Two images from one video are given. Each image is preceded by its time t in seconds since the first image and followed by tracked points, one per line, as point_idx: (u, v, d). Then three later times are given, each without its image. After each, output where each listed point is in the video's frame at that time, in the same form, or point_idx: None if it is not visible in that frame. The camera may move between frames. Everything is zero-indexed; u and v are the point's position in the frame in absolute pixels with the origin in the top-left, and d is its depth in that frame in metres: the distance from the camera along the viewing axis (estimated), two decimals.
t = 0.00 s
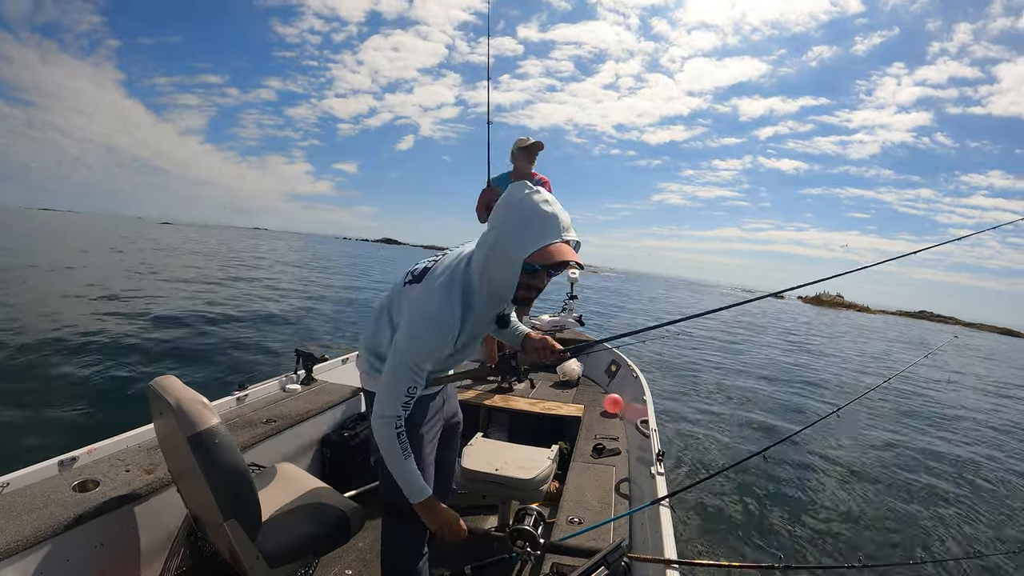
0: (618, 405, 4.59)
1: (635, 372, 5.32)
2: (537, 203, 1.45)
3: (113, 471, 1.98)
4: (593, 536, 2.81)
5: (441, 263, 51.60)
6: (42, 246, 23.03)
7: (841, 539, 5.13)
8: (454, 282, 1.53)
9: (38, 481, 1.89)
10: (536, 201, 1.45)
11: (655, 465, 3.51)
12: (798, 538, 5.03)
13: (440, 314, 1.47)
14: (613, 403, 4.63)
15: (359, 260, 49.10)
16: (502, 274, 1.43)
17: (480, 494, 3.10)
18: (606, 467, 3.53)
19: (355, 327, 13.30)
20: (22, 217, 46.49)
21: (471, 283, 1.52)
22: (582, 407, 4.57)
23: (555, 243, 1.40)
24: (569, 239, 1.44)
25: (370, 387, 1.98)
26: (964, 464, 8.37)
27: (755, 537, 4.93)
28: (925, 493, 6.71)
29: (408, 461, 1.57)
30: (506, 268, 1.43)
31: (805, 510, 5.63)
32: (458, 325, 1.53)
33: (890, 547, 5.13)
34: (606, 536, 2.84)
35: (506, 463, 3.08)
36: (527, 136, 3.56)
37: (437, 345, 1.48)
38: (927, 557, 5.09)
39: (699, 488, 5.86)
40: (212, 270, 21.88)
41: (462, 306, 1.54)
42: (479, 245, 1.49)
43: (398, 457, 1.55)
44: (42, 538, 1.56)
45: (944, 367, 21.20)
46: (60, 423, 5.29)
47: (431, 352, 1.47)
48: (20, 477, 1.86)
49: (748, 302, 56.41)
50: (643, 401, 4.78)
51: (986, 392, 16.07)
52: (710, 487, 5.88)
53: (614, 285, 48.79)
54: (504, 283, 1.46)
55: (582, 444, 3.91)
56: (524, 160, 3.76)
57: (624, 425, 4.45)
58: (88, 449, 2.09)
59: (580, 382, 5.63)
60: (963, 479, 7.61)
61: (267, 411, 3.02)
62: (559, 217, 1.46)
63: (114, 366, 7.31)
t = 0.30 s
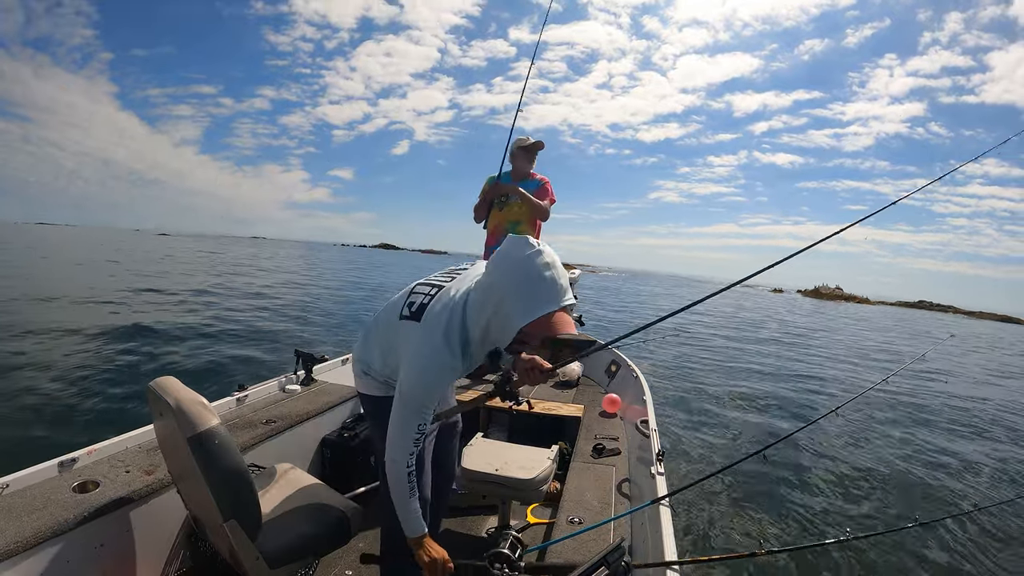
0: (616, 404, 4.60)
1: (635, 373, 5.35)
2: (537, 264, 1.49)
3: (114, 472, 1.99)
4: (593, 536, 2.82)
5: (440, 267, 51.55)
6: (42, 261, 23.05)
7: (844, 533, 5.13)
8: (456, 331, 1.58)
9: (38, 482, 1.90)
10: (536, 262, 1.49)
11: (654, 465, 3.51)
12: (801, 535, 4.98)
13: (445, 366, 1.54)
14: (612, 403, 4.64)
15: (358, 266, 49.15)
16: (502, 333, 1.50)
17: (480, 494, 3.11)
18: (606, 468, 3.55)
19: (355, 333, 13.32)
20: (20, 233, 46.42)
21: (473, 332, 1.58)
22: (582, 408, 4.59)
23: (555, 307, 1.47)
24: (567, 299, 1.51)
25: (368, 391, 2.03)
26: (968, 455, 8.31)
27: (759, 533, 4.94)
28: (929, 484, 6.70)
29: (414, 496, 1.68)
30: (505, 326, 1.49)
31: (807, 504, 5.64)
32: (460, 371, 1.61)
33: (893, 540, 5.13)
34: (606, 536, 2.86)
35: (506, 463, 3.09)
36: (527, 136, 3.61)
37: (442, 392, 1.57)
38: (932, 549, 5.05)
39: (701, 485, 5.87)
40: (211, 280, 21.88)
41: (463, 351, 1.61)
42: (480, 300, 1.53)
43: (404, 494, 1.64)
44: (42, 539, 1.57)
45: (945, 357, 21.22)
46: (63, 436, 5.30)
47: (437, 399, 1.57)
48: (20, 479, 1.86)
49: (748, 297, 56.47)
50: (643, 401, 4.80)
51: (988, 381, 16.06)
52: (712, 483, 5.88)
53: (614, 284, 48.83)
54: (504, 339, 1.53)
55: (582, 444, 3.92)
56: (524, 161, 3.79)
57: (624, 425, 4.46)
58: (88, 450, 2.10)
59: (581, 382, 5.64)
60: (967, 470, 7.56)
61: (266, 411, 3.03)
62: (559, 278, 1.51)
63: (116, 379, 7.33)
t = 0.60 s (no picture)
0: (616, 404, 4.60)
1: (635, 372, 5.36)
2: (536, 320, 1.51)
3: (114, 472, 1.98)
4: (593, 536, 2.82)
5: (438, 268, 51.60)
6: (39, 263, 22.97)
7: (841, 533, 5.16)
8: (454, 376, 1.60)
9: (38, 483, 1.89)
10: (535, 319, 1.51)
11: (654, 465, 3.52)
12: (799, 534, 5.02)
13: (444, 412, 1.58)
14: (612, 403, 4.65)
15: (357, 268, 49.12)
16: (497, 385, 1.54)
17: (480, 494, 3.11)
18: (606, 467, 3.55)
19: (353, 335, 13.29)
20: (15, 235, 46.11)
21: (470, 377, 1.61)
22: (582, 408, 4.60)
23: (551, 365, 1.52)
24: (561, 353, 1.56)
25: (362, 395, 2.05)
26: (967, 454, 8.30)
27: (756, 532, 4.98)
28: (927, 482, 6.72)
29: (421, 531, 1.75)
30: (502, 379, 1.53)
31: (805, 502, 5.67)
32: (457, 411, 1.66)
33: (890, 538, 5.16)
34: (606, 536, 2.86)
35: (506, 463, 3.09)
36: (526, 137, 3.60)
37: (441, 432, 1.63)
38: (930, 547, 5.08)
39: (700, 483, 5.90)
40: (210, 282, 21.84)
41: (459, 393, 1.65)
42: (479, 351, 1.55)
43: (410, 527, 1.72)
44: (43, 539, 1.57)
45: (943, 356, 21.30)
46: (64, 438, 5.31)
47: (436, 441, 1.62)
48: (20, 479, 1.86)
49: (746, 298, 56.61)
50: (643, 401, 4.81)
51: (986, 380, 16.11)
52: (711, 482, 5.91)
53: (612, 285, 48.86)
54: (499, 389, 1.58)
55: (582, 444, 3.93)
56: (522, 161, 3.77)
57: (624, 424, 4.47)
58: (88, 451, 2.09)
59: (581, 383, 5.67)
60: (967, 469, 7.56)
61: (267, 412, 3.03)
62: (554, 334, 1.55)
63: (116, 380, 7.33)
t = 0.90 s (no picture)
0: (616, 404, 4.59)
1: (635, 372, 5.34)
2: (538, 367, 1.50)
3: (114, 472, 1.96)
4: (593, 536, 2.81)
5: (438, 264, 51.61)
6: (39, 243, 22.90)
7: (838, 536, 5.15)
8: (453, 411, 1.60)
9: (37, 482, 1.87)
10: (536, 366, 1.50)
11: (655, 465, 3.50)
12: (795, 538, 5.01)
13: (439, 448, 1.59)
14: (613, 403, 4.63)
15: (357, 260, 49.10)
16: (488, 428, 1.52)
17: (480, 494, 3.10)
18: (606, 467, 3.54)
19: (353, 327, 13.29)
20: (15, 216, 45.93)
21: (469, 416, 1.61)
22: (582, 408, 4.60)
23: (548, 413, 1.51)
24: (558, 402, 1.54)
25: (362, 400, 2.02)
26: (966, 467, 8.24)
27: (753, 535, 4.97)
28: (923, 490, 6.72)
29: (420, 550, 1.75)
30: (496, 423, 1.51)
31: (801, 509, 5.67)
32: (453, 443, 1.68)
33: (886, 542, 5.16)
34: (606, 535, 2.84)
35: (506, 464, 3.07)
36: (526, 137, 3.54)
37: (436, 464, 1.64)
38: (925, 553, 5.08)
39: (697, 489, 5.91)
40: (210, 269, 21.82)
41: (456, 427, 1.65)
42: (479, 394, 1.53)
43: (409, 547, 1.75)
44: (42, 539, 1.54)
45: (938, 369, 21.42)
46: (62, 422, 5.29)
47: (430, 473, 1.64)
48: (20, 479, 1.83)
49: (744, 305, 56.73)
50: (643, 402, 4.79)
51: (981, 394, 16.21)
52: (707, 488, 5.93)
53: (612, 286, 48.92)
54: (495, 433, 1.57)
55: (582, 444, 3.91)
56: (521, 163, 3.71)
57: (624, 425, 4.46)
58: (88, 451, 2.07)
59: (581, 383, 5.67)
60: (965, 482, 7.52)
61: (268, 412, 3.01)
62: (555, 380, 1.54)
63: (114, 365, 7.31)
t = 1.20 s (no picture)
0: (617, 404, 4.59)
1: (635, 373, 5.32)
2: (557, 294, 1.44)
3: (114, 471, 1.94)
4: (593, 537, 2.78)
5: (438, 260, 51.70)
6: (39, 225, 22.85)
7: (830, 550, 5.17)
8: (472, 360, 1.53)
9: (38, 481, 1.85)
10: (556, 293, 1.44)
11: (655, 465, 3.48)
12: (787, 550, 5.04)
13: (462, 400, 1.50)
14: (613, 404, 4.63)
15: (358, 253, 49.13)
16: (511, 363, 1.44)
17: (480, 493, 3.08)
18: (606, 467, 3.53)
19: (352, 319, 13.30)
20: (17, 197, 45.75)
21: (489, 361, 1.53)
22: (582, 408, 4.59)
23: (574, 335, 1.43)
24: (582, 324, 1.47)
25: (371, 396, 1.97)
26: (962, 484, 8.23)
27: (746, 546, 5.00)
28: (916, 507, 6.75)
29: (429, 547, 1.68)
30: (526, 361, 1.43)
31: (795, 518, 5.69)
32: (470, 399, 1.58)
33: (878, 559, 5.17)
34: (606, 536, 2.82)
35: (506, 463, 3.05)
36: (529, 140, 3.48)
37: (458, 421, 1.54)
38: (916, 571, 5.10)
39: (692, 493, 5.93)
40: (210, 257, 21.81)
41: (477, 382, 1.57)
42: (499, 335, 1.47)
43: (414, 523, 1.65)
44: (42, 538, 1.53)
45: (933, 382, 21.51)
46: (59, 408, 5.28)
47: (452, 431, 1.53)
48: (20, 478, 1.82)
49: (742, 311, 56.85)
50: (643, 402, 4.77)
51: (975, 407, 16.28)
52: (702, 493, 5.95)
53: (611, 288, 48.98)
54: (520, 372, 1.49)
55: (582, 444, 3.90)
56: (521, 165, 3.68)
57: (624, 425, 4.44)
58: (89, 450, 2.06)
59: (580, 383, 5.67)
60: (959, 498, 7.54)
61: (269, 411, 2.98)
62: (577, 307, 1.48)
63: (113, 351, 7.30)
